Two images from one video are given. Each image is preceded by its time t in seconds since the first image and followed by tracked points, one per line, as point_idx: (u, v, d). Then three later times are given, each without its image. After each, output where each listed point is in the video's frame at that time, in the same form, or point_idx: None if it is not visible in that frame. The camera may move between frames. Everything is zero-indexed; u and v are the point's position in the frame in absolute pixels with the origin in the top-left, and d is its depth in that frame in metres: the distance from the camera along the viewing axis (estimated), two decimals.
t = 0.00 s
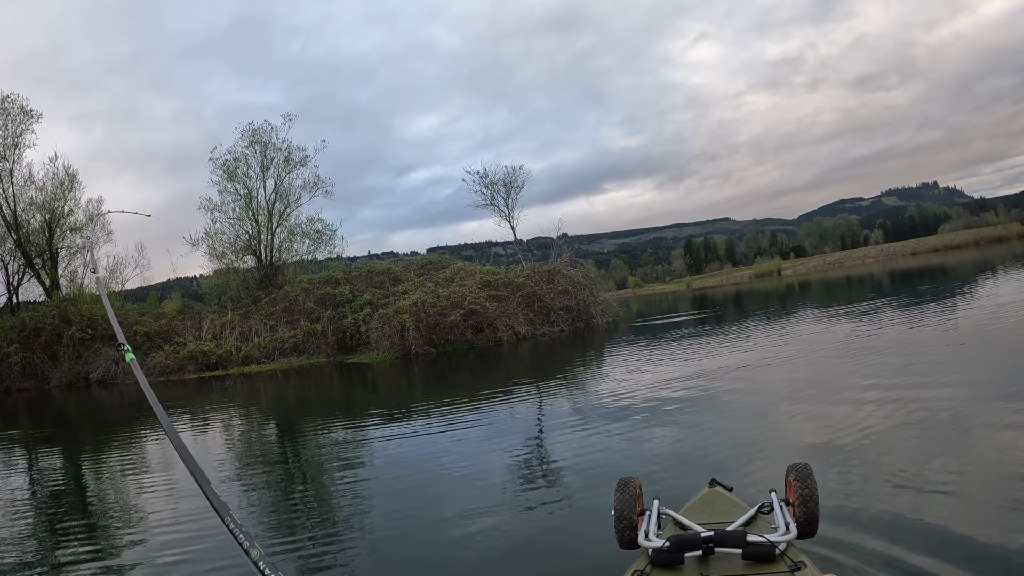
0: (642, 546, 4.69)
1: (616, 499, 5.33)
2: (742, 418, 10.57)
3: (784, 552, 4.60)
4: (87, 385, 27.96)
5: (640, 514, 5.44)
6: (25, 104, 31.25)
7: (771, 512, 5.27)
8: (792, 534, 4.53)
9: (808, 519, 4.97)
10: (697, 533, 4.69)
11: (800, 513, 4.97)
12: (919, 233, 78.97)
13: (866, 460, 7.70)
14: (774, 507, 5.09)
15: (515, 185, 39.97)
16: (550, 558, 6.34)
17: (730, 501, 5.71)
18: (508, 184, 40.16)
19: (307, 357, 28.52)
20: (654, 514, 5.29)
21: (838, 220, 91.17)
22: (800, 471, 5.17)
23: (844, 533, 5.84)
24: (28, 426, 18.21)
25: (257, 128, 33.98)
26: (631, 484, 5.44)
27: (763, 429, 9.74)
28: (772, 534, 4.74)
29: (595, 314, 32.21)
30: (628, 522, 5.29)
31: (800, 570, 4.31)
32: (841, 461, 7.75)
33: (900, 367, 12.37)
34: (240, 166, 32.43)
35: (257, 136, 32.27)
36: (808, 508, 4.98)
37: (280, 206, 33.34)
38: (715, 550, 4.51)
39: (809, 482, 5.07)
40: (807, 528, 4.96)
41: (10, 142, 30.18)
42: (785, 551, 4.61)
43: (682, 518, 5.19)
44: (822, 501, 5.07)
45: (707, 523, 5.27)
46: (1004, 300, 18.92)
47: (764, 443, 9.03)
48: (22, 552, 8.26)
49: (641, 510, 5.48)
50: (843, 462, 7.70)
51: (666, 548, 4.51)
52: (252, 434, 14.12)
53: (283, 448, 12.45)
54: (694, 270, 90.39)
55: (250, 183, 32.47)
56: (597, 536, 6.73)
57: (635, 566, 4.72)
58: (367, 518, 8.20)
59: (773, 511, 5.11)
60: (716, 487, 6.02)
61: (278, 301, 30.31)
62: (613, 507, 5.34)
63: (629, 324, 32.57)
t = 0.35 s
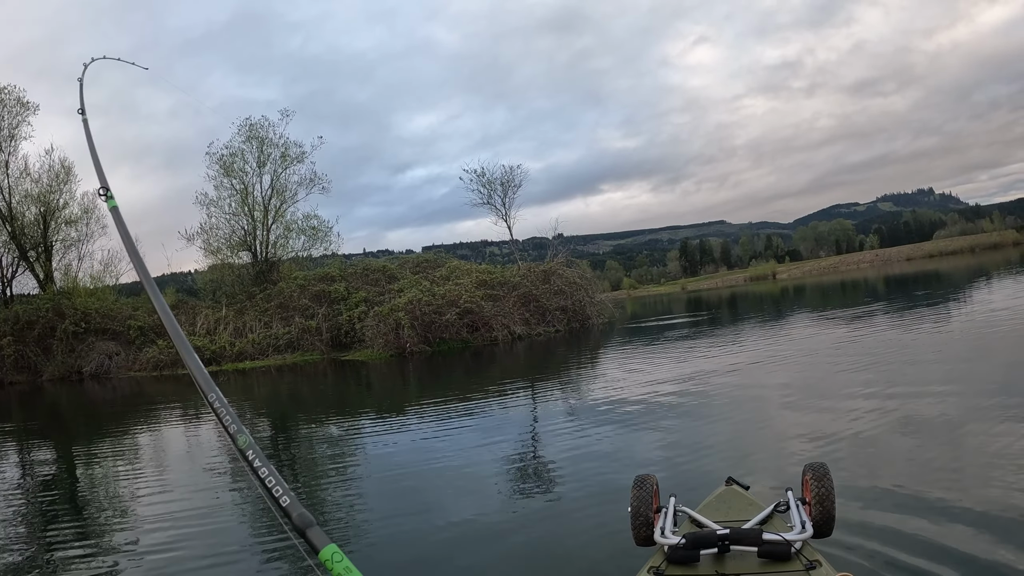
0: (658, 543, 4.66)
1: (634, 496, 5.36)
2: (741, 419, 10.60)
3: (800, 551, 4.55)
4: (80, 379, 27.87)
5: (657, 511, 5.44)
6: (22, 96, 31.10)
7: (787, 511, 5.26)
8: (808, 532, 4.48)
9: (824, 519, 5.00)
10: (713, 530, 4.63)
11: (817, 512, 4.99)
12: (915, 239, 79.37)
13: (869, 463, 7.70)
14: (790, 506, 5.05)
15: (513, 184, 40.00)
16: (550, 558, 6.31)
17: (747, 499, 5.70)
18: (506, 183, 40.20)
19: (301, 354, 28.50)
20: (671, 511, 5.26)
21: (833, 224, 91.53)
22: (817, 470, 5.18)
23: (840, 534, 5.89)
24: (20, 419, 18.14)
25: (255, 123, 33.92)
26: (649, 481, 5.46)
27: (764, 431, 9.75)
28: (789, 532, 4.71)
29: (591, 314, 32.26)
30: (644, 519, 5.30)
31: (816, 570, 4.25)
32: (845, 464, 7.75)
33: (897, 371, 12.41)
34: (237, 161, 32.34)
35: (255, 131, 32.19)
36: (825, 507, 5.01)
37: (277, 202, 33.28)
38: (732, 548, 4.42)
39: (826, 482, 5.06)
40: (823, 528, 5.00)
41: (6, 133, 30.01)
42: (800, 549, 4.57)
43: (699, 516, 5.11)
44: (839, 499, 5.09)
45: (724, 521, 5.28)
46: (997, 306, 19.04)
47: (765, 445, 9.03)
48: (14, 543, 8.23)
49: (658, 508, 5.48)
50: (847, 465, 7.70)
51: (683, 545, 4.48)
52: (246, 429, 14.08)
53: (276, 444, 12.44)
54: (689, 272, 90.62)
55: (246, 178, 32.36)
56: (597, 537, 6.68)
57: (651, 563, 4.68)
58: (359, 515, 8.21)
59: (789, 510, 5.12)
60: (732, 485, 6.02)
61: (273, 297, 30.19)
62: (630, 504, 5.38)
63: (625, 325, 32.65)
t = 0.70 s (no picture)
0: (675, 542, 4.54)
1: (652, 494, 5.26)
2: (731, 421, 10.62)
3: (818, 553, 4.48)
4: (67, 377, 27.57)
5: (675, 510, 5.31)
6: (10, 89, 30.71)
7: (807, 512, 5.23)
8: (827, 533, 4.38)
9: (843, 521, 4.99)
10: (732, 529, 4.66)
11: (835, 514, 4.99)
12: (903, 244, 80.17)
13: (868, 468, 7.69)
14: (809, 506, 5.02)
15: (504, 185, 40.03)
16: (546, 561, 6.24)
17: (764, 498, 5.55)
18: (497, 183, 40.22)
19: (290, 353, 28.35)
20: (689, 509, 5.11)
21: (822, 228, 92.29)
22: (836, 472, 5.18)
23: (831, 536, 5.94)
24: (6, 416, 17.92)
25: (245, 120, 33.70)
26: (668, 479, 5.36)
27: (757, 434, 9.75)
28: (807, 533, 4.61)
29: (580, 315, 32.35)
30: (662, 518, 5.25)
31: (834, 571, 4.20)
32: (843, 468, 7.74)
33: (888, 375, 12.49)
34: (227, 158, 32.11)
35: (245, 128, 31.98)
36: (843, 509, 5.01)
37: (267, 199, 33.08)
38: (750, 548, 4.28)
39: (844, 483, 5.09)
40: (840, 530, 5.00)
41: None
42: (818, 551, 4.49)
43: (718, 514, 5.00)
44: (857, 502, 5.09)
45: (741, 521, 5.14)
46: (983, 311, 19.24)
47: (761, 448, 9.02)
48: None
49: (676, 506, 5.34)
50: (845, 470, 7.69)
51: (701, 545, 4.38)
52: (234, 429, 13.98)
53: (264, 443, 12.38)
54: (678, 275, 91.05)
55: (236, 175, 32.15)
56: (594, 539, 6.62)
57: (668, 562, 4.61)
58: (348, 515, 8.17)
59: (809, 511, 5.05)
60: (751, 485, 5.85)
61: (262, 296, 29.97)
62: (648, 502, 5.29)
63: (614, 327, 32.76)
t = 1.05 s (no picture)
0: (688, 537, 4.71)
1: (664, 490, 5.16)
2: (713, 420, 10.67)
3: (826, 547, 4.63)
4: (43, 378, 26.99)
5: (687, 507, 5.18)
6: None
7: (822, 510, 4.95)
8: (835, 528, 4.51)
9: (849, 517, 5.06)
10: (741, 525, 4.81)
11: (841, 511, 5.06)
12: (880, 245, 81.52)
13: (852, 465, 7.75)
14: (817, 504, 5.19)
15: (485, 185, 39.97)
16: (532, 561, 6.21)
17: (777, 498, 5.76)
18: (478, 183, 40.16)
19: (269, 353, 28.01)
20: (701, 507, 5.00)
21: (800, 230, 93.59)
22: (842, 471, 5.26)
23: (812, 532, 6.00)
24: None
25: (224, 118, 33.27)
26: (680, 475, 5.26)
27: (741, 432, 9.80)
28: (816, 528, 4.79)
29: (560, 316, 32.48)
30: (673, 514, 5.09)
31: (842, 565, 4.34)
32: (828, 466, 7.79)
33: (867, 374, 12.64)
34: (206, 157, 31.66)
35: (224, 126, 31.54)
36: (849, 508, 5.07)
37: (246, 198, 32.65)
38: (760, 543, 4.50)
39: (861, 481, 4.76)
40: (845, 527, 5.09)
41: None
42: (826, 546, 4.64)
43: (732, 513, 4.88)
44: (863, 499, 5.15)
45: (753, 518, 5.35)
46: (956, 312, 19.60)
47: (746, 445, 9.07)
48: None
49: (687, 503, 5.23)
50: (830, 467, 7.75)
51: (713, 540, 4.56)
52: (212, 430, 13.77)
53: (244, 444, 12.23)
54: (657, 276, 91.72)
55: (215, 174, 31.70)
56: (581, 539, 6.59)
57: (680, 556, 4.77)
58: (327, 516, 8.08)
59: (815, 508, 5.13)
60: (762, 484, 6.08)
61: (241, 296, 29.61)
62: (659, 498, 5.19)
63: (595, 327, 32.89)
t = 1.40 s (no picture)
0: (686, 539, 4.46)
1: (661, 492, 5.17)
2: (686, 419, 10.69)
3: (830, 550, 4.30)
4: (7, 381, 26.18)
5: (684, 508, 5.22)
6: None
7: (816, 508, 4.98)
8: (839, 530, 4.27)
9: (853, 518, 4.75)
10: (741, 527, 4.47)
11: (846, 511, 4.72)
12: (848, 247, 83.34)
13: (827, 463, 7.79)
14: (818, 503, 4.84)
15: (458, 185, 39.91)
16: (508, 564, 6.12)
17: (774, 497, 5.40)
18: (451, 183, 40.07)
19: (240, 355, 27.68)
20: (699, 507, 5.06)
21: (770, 231, 95.32)
22: (846, 470, 4.96)
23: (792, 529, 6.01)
24: None
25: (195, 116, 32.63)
26: (677, 477, 5.24)
27: (717, 432, 9.80)
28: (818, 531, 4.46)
29: (532, 316, 32.61)
30: (672, 516, 5.12)
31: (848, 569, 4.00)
32: (804, 465, 7.81)
33: (836, 373, 12.85)
34: (176, 155, 31.00)
35: (195, 124, 30.92)
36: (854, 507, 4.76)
37: (217, 197, 32.03)
38: (761, 545, 4.21)
39: (854, 481, 4.81)
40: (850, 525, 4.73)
41: None
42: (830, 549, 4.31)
43: (728, 513, 4.93)
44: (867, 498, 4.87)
45: (752, 518, 4.99)
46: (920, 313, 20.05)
47: (723, 445, 9.06)
48: None
49: (685, 504, 5.27)
50: (807, 465, 7.78)
51: (712, 543, 4.28)
52: (182, 433, 13.46)
53: (215, 447, 12.01)
54: (628, 276, 92.66)
55: (186, 173, 31.08)
56: (557, 540, 6.50)
57: (679, 559, 4.45)
58: (301, 520, 7.94)
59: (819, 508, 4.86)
60: (757, 483, 5.78)
61: (211, 296, 29.06)
62: (657, 500, 5.19)
63: (566, 327, 33.15)
